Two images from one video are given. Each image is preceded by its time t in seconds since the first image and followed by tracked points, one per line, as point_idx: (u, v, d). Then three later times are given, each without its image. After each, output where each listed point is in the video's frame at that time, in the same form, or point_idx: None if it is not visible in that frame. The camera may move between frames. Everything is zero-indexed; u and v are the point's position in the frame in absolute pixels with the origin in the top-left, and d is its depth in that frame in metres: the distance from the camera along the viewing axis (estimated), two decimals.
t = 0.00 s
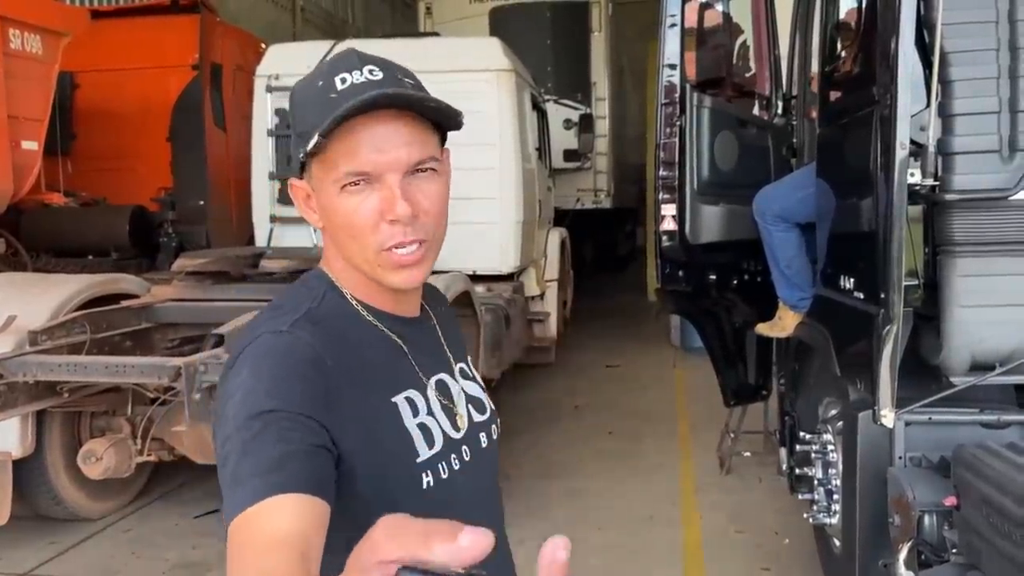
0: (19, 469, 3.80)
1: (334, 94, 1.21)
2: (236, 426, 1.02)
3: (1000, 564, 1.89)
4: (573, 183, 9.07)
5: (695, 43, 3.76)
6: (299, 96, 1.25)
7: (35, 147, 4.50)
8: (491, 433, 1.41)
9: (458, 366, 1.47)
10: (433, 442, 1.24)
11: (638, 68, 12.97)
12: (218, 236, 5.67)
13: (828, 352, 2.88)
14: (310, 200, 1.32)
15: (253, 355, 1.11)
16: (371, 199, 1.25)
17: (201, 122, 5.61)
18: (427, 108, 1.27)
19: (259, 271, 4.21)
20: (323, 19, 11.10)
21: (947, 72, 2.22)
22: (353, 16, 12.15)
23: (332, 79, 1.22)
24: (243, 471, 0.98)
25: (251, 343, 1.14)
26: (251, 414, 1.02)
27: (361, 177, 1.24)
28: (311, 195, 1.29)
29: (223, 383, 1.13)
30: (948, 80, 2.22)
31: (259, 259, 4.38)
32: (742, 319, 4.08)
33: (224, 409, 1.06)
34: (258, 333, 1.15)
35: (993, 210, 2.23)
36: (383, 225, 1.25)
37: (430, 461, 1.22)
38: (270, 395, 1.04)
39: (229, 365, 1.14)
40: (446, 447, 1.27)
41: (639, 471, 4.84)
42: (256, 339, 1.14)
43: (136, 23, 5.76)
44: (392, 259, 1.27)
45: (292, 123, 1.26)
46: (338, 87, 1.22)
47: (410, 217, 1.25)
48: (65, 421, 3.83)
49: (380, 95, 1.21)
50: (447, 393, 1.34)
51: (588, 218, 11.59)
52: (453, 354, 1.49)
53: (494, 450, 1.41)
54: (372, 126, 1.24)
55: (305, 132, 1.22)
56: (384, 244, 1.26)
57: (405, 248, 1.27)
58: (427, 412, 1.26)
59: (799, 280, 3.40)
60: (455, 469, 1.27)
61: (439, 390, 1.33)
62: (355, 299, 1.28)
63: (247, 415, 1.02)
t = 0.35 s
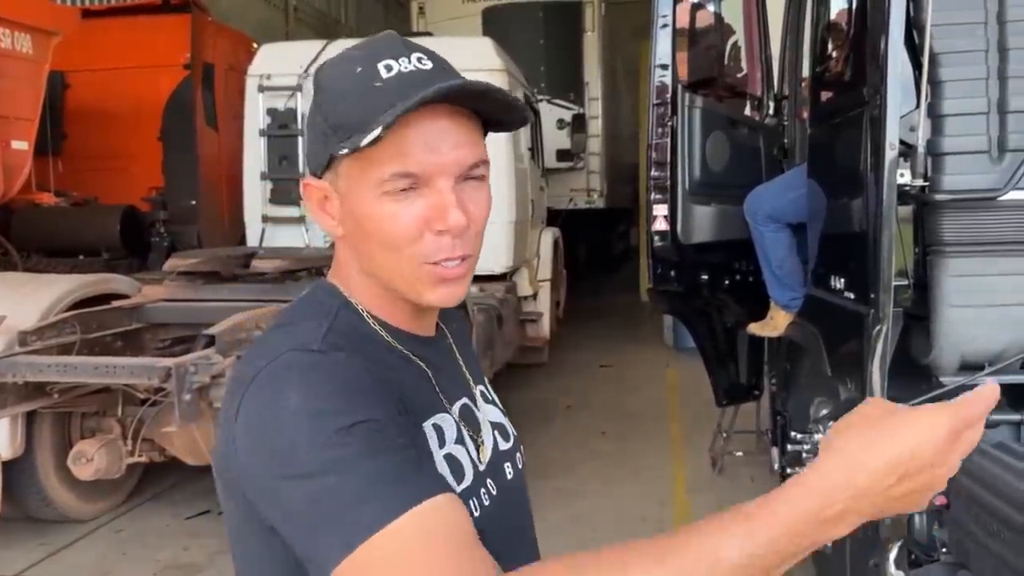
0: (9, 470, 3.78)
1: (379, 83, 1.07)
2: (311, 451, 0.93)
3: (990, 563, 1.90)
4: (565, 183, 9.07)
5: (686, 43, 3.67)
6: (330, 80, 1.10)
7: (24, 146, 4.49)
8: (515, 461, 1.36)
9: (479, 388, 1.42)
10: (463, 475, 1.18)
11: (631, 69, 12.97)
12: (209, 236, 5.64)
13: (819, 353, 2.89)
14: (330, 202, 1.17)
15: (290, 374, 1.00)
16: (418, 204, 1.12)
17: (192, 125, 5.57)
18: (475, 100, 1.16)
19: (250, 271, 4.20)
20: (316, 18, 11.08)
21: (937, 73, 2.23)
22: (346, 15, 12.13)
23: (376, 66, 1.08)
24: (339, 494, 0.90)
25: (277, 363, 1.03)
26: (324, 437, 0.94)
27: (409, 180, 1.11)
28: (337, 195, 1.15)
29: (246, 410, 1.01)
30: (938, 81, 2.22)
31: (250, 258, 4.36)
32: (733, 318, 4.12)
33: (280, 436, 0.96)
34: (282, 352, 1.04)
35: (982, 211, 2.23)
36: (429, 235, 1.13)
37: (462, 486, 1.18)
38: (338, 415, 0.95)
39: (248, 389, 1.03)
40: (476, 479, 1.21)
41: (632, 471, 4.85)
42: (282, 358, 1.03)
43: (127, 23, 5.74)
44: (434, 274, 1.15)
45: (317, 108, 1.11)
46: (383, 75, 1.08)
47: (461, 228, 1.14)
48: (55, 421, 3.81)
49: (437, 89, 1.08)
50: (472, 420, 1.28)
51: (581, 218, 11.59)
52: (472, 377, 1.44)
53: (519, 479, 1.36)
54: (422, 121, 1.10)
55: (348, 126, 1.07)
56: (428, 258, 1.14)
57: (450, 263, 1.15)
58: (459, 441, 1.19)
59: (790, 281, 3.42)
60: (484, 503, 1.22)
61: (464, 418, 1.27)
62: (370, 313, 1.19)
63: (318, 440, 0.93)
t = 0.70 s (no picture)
0: None
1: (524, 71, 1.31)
2: (486, 416, 1.20)
3: (975, 561, 1.91)
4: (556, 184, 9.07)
5: (677, 45, 3.75)
6: (472, 76, 1.24)
7: (11, 148, 4.47)
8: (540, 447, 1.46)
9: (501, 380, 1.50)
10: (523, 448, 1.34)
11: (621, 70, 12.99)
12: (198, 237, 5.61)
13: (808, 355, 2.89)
14: (454, 199, 1.29)
15: (407, 370, 1.22)
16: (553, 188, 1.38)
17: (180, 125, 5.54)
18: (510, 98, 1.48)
19: (240, 273, 4.18)
20: (306, 19, 11.06)
21: (924, 74, 2.24)
22: (336, 16, 12.11)
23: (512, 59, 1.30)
24: (537, 434, 1.19)
25: (378, 370, 1.23)
26: (488, 402, 1.21)
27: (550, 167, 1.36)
28: (478, 193, 1.29)
29: (379, 424, 1.19)
30: (925, 83, 2.24)
31: (238, 259, 4.33)
32: (723, 319, 4.12)
33: (442, 421, 1.19)
34: (378, 361, 1.24)
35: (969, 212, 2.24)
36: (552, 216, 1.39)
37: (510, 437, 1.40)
38: (474, 381, 1.23)
39: (364, 402, 1.20)
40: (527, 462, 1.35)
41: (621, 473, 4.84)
42: (385, 365, 1.23)
43: (116, 24, 5.72)
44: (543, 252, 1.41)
45: (470, 100, 1.24)
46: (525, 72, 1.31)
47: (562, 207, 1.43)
48: (42, 423, 3.80)
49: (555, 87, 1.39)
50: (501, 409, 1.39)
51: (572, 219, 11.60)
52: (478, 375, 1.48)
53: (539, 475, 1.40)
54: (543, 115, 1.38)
55: (527, 117, 1.28)
56: (547, 236, 1.39)
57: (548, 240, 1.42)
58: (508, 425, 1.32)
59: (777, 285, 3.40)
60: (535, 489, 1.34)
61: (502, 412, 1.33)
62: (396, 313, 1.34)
63: (479, 406, 1.20)
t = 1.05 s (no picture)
0: None
1: (478, 56, 1.15)
2: (502, 489, 1.00)
3: (961, 563, 1.92)
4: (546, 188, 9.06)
5: (665, 48, 3.82)
6: (407, 61, 1.13)
7: None
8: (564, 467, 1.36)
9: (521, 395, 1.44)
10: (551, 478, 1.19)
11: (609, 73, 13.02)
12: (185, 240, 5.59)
13: (796, 357, 2.90)
14: (401, 192, 1.18)
15: (440, 404, 1.03)
16: (531, 176, 1.19)
17: (168, 127, 5.53)
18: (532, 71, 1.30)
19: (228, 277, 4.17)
20: (294, 22, 11.03)
21: (909, 78, 2.26)
22: (325, 19, 12.08)
23: (466, 40, 1.16)
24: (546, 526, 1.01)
25: (408, 392, 1.04)
26: (511, 473, 1.02)
27: (515, 152, 1.17)
28: (428, 183, 1.16)
29: (395, 452, 1.01)
30: (910, 86, 2.26)
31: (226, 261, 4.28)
32: (712, 322, 4.16)
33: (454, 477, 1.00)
34: (415, 380, 1.05)
35: (956, 215, 2.24)
36: (538, 207, 1.20)
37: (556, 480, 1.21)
38: (505, 442, 1.03)
39: (386, 426, 1.03)
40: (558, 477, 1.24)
41: (610, 476, 4.84)
42: (420, 389, 1.05)
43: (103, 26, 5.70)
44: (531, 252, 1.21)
45: (406, 91, 1.13)
46: (479, 50, 1.16)
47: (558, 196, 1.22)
48: (27, 428, 3.77)
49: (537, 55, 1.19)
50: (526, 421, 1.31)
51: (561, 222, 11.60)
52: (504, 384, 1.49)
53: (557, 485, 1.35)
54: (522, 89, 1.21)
55: (460, 99, 1.12)
56: (529, 232, 1.20)
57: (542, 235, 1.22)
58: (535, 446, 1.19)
59: (765, 288, 3.42)
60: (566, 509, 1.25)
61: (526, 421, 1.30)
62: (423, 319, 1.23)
63: (500, 471, 1.01)
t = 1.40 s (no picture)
0: None
1: (452, 70, 1.13)
2: (271, 552, 0.96)
3: (946, 564, 1.93)
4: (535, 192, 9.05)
5: (652, 54, 3.90)
6: (387, 73, 1.14)
7: None
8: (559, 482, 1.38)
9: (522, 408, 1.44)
10: (515, 509, 1.18)
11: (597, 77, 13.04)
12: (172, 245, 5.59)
13: (783, 360, 2.92)
14: (384, 200, 1.21)
15: (296, 446, 1.00)
16: (495, 197, 1.18)
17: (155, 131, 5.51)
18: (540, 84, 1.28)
19: (215, 281, 4.15)
20: (282, 26, 11.02)
21: (893, 83, 2.28)
22: (313, 23, 12.08)
23: (449, 53, 1.15)
24: None
25: (293, 421, 1.03)
26: (291, 543, 0.96)
27: (484, 169, 1.17)
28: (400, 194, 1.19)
29: (254, 460, 1.03)
30: (895, 91, 2.27)
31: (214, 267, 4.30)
32: (699, 325, 4.14)
33: (249, 516, 0.98)
34: (306, 411, 1.03)
35: (941, 219, 2.26)
36: (509, 226, 1.18)
37: (510, 535, 1.16)
38: (313, 516, 0.97)
39: (268, 439, 1.03)
40: (526, 511, 1.21)
41: (600, 480, 4.84)
42: (300, 424, 1.02)
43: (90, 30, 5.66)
44: (509, 269, 1.20)
45: (383, 103, 1.15)
46: (455, 63, 1.14)
47: (538, 216, 1.21)
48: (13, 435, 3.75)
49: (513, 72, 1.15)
50: (517, 444, 1.28)
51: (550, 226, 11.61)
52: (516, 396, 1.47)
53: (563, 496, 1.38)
54: (501, 106, 1.19)
55: (424, 113, 1.11)
56: (505, 250, 1.18)
57: (522, 255, 1.20)
58: (506, 470, 1.19)
59: (751, 292, 3.43)
60: (541, 534, 1.24)
61: (511, 442, 1.26)
62: (415, 327, 1.21)
63: (283, 536, 0.96)
